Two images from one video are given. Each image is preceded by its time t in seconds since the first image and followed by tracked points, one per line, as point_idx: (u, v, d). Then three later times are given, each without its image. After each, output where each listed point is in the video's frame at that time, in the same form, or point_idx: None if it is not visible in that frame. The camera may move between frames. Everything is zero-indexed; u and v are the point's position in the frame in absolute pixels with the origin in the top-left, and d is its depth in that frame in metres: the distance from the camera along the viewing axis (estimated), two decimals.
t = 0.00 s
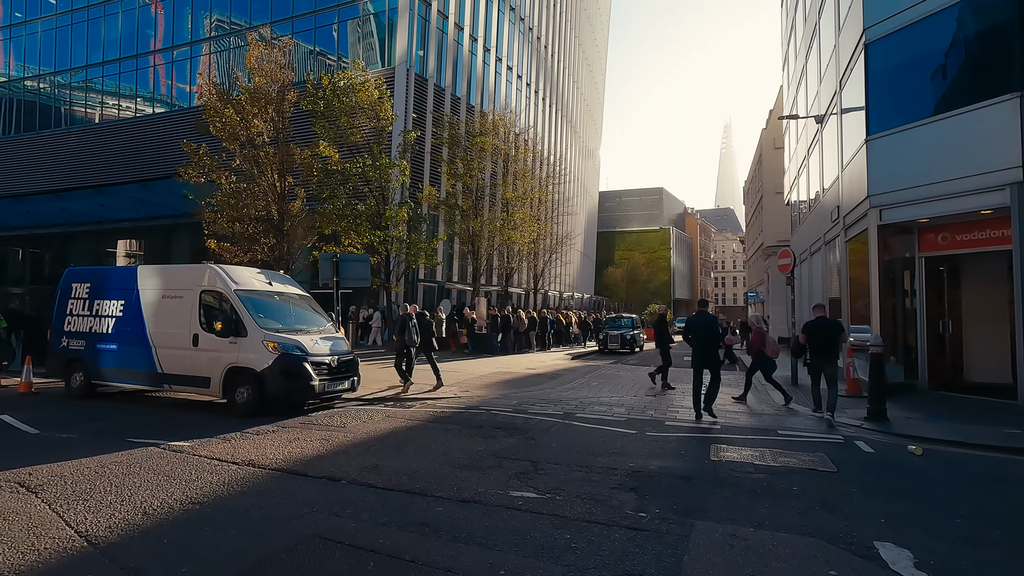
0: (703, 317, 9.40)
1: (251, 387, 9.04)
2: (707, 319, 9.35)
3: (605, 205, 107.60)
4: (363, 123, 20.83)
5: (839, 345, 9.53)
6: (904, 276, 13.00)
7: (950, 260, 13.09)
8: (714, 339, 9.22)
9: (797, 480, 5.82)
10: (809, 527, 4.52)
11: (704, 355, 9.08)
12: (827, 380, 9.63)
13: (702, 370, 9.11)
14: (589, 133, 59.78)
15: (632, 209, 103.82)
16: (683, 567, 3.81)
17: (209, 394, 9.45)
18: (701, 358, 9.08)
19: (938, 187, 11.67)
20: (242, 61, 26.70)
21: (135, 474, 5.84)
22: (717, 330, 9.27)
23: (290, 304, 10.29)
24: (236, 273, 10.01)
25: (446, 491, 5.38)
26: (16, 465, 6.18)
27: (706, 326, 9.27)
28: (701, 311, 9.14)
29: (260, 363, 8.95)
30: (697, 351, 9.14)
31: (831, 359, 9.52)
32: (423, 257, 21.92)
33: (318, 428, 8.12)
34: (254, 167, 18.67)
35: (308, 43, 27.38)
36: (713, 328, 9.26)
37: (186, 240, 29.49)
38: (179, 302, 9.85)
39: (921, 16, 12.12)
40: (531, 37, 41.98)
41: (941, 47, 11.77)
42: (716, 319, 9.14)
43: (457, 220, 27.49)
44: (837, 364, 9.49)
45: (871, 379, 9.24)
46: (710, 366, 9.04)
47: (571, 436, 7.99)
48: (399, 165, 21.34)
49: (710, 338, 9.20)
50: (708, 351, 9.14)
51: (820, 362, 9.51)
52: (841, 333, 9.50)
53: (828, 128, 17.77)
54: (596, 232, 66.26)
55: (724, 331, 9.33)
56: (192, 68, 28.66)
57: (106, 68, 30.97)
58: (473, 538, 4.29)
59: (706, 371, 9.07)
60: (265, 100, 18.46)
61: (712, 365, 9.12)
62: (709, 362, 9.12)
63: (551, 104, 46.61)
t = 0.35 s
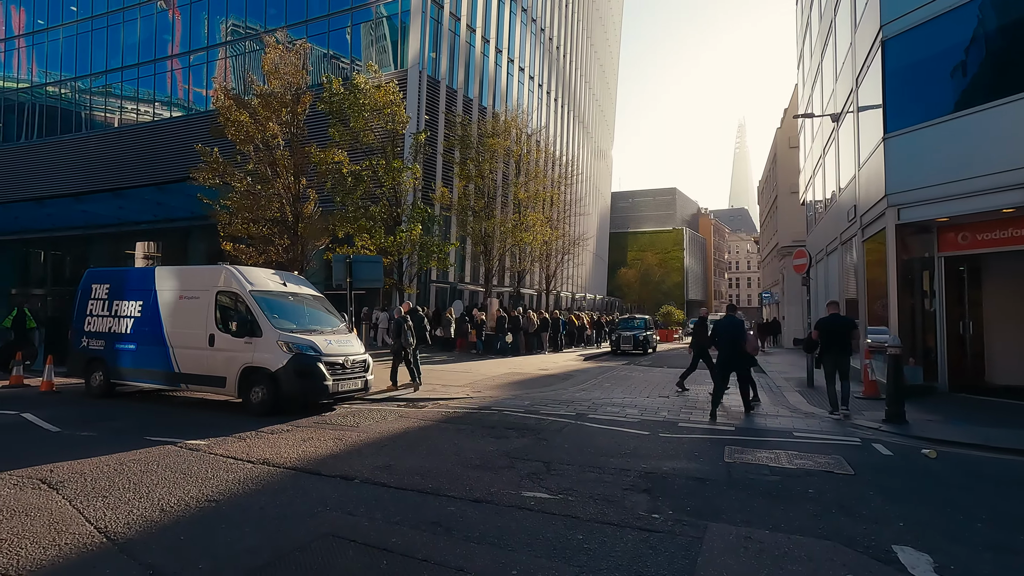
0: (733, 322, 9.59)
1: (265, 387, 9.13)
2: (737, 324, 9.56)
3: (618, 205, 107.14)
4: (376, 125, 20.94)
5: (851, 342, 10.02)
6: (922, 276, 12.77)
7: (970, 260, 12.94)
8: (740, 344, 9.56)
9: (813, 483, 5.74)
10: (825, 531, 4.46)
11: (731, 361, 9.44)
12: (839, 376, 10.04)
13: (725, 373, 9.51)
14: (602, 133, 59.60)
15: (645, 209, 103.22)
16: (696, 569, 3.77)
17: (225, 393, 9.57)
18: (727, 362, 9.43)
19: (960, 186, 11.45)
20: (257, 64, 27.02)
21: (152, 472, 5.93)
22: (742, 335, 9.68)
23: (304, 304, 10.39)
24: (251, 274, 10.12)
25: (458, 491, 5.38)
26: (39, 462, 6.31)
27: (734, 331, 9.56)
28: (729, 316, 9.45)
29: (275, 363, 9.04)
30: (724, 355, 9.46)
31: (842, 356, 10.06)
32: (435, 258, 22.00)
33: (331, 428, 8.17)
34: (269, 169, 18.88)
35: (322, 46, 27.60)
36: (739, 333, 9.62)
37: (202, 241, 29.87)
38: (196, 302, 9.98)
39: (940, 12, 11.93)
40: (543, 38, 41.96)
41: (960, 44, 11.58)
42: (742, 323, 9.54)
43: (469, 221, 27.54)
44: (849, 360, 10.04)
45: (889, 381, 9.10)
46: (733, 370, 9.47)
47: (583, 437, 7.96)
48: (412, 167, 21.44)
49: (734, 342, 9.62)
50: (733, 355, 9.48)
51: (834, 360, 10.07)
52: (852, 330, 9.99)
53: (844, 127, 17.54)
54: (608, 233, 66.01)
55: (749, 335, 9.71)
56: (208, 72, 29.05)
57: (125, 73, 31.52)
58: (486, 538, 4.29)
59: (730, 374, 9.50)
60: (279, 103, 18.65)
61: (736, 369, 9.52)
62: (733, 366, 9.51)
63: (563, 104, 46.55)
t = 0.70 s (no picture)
0: (751, 321, 11.00)
1: (275, 389, 9.19)
2: (754, 323, 10.93)
3: (627, 207, 106.78)
4: (385, 128, 21.02)
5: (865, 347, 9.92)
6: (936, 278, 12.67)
7: (987, 261, 12.69)
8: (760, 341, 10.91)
9: (826, 487, 5.67)
10: (838, 536, 4.40)
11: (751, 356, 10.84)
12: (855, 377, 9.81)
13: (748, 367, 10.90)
14: (611, 136, 59.45)
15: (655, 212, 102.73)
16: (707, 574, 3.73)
17: (235, 395, 9.63)
18: (748, 357, 10.84)
19: (975, 186, 11.31)
20: (269, 69, 27.26)
21: (164, 472, 5.99)
22: (762, 332, 10.98)
23: (314, 306, 10.43)
24: (261, 276, 10.19)
25: (466, 493, 5.37)
26: (53, 462, 6.38)
27: (753, 329, 10.94)
28: (748, 315, 10.92)
29: (285, 365, 9.09)
30: (744, 351, 10.95)
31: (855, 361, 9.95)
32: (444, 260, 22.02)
33: (342, 429, 8.21)
34: (279, 172, 19.02)
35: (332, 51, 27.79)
36: (760, 330, 10.94)
37: (213, 244, 30.15)
38: (207, 304, 10.07)
39: (955, 9, 11.78)
40: (552, 41, 42.00)
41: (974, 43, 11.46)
42: (762, 322, 10.98)
43: (477, 223, 27.56)
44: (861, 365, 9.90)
45: (904, 384, 8.98)
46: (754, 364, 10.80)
47: (593, 439, 7.93)
48: (421, 170, 21.51)
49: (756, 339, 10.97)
50: (754, 351, 10.88)
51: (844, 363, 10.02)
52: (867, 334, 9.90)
53: (857, 127, 17.34)
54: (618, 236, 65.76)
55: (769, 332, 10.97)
56: (220, 77, 29.34)
57: (139, 79, 31.95)
58: (494, 541, 4.27)
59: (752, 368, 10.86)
60: (290, 107, 18.81)
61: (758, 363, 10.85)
62: (754, 360, 10.85)
63: (573, 107, 46.51)
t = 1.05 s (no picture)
0: (763, 322, 11.21)
1: (284, 391, 9.23)
2: (766, 325, 11.15)
3: (635, 209, 106.49)
4: (393, 131, 21.09)
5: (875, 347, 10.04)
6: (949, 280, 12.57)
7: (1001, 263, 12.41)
8: (772, 343, 11.13)
9: (838, 492, 5.60)
10: (850, 542, 4.34)
11: (764, 357, 11.07)
12: (863, 380, 9.80)
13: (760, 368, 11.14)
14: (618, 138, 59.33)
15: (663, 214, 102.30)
16: None
17: (244, 397, 9.68)
18: (760, 358, 11.09)
19: (987, 187, 11.20)
20: (277, 73, 27.46)
21: (173, 474, 6.02)
22: (774, 333, 11.18)
23: (322, 310, 10.46)
24: (270, 280, 10.24)
25: (474, 497, 5.35)
26: (65, 465, 6.44)
27: (765, 330, 11.16)
28: (759, 317, 11.15)
29: (293, 367, 9.13)
30: (756, 353, 11.16)
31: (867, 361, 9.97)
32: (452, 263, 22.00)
33: (350, 432, 8.23)
34: (287, 176, 19.13)
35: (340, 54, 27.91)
36: (771, 332, 11.15)
37: (223, 247, 30.40)
38: (217, 307, 10.13)
39: (967, 8, 11.67)
40: (559, 43, 41.98)
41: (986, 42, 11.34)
42: (773, 324, 11.17)
43: (485, 226, 27.58)
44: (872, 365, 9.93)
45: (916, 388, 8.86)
46: (767, 365, 11.05)
47: (601, 442, 7.89)
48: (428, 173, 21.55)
49: (767, 341, 11.19)
50: (766, 352, 11.10)
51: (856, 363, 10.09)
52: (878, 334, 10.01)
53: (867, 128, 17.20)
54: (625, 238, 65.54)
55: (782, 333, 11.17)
56: (230, 82, 29.58)
57: (150, 84, 32.29)
58: (502, 545, 4.25)
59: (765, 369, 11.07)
60: (299, 111, 18.94)
61: (770, 364, 11.08)
62: (767, 361, 11.10)
63: (580, 109, 46.43)
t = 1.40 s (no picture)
0: (771, 326, 11.18)
1: (292, 395, 9.27)
2: (775, 328, 11.13)
3: (642, 211, 106.26)
4: (401, 134, 21.19)
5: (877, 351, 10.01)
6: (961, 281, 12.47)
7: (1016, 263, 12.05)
8: (782, 345, 11.12)
9: (848, 497, 5.54)
10: (862, 547, 4.29)
11: (773, 360, 11.11)
12: (866, 381, 9.66)
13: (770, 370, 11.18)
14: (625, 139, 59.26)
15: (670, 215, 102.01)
16: None
17: (252, 400, 9.72)
18: (769, 361, 11.13)
19: (998, 187, 11.08)
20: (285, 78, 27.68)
21: (183, 477, 6.06)
22: (783, 336, 11.15)
23: (329, 313, 10.51)
24: (278, 283, 10.30)
25: (481, 500, 5.34)
26: (77, 467, 6.49)
27: (775, 334, 11.14)
28: (768, 320, 11.11)
29: (301, 371, 9.16)
30: (765, 356, 11.20)
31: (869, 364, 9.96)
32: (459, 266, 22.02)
33: (358, 435, 8.25)
34: (295, 180, 19.25)
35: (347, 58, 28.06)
36: (781, 335, 11.12)
37: (233, 251, 30.68)
38: (225, 310, 10.20)
39: (977, 7, 11.57)
40: (565, 45, 42.01)
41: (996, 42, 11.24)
42: (783, 327, 11.12)
43: (491, 229, 27.64)
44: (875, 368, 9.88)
45: (927, 391, 8.75)
46: (776, 368, 11.09)
47: (609, 446, 7.87)
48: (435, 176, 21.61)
49: (777, 343, 11.18)
50: (776, 355, 11.13)
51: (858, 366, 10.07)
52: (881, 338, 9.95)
53: (875, 129, 17.08)
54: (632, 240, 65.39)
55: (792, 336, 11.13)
56: (238, 87, 29.81)
57: (160, 89, 32.61)
58: (510, 549, 4.24)
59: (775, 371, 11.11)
60: (307, 114, 19.07)
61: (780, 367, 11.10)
62: (777, 364, 11.12)
63: (586, 111, 46.40)
